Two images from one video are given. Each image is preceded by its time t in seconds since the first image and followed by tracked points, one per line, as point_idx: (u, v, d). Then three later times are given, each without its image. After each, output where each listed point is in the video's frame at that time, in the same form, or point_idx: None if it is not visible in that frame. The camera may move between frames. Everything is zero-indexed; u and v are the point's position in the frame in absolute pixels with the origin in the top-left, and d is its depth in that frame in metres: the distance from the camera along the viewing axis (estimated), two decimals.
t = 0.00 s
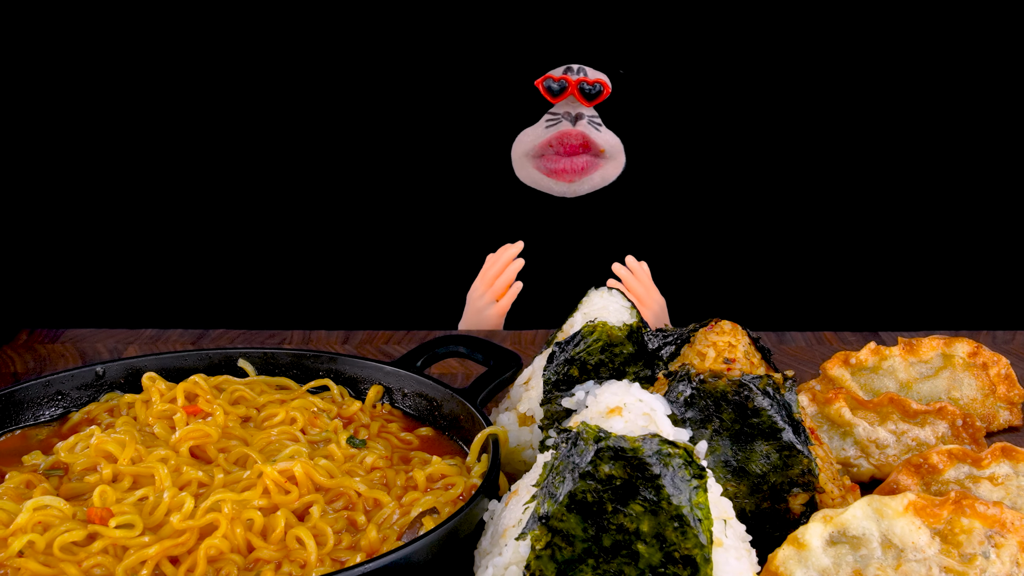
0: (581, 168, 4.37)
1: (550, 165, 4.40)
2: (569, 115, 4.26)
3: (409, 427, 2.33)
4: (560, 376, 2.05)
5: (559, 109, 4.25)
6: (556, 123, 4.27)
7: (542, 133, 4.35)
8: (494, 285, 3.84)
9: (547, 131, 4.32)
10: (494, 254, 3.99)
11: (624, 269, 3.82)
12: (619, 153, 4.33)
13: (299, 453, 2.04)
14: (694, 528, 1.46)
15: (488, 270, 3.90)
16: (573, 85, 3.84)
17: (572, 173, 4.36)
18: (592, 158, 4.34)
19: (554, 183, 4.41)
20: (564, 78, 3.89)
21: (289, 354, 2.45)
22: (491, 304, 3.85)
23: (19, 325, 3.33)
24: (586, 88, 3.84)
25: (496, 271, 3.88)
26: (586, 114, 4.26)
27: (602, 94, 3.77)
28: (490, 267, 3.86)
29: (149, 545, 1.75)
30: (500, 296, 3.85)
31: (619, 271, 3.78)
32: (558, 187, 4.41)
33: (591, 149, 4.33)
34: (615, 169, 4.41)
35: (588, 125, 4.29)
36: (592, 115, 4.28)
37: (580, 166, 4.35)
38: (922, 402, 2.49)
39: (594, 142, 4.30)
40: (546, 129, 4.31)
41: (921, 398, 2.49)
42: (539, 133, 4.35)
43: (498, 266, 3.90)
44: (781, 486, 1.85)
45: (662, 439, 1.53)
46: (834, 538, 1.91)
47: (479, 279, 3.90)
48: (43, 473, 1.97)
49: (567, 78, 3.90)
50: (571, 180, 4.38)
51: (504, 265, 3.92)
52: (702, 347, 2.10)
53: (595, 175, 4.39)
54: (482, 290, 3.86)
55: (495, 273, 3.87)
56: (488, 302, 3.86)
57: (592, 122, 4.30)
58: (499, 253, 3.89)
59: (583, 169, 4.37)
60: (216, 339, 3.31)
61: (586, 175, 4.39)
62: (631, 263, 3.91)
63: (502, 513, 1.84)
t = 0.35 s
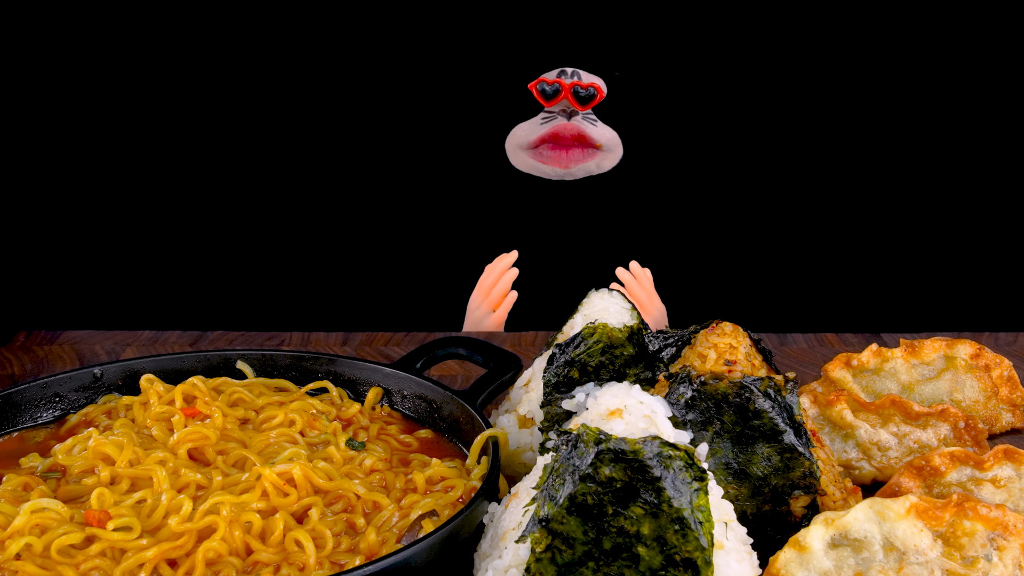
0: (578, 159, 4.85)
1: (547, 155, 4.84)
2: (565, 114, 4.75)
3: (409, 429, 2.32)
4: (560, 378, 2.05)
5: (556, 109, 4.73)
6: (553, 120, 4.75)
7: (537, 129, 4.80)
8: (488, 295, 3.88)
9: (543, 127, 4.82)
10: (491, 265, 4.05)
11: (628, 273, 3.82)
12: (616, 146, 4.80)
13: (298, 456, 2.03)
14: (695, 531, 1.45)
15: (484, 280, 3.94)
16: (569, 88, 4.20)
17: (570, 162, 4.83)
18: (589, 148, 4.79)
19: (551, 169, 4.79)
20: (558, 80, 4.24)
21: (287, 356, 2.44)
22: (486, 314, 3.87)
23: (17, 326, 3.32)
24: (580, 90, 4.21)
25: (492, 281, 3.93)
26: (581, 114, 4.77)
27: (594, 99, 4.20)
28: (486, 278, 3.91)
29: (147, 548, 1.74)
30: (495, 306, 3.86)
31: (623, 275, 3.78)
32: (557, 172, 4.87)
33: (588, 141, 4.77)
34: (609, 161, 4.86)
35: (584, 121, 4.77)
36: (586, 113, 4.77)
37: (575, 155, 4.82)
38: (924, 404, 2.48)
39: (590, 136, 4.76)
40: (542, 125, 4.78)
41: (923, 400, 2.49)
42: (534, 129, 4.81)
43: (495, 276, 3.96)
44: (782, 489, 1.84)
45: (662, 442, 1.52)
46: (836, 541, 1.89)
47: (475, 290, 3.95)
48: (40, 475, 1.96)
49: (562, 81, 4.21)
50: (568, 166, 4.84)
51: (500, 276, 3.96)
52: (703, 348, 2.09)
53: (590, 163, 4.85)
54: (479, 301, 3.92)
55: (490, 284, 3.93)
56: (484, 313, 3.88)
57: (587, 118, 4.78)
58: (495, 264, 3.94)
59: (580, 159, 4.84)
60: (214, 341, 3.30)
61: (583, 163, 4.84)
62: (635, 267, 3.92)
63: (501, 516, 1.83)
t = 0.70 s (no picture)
0: (566, 155, 4.69)
1: (534, 151, 4.74)
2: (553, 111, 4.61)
3: (408, 431, 2.31)
4: (561, 380, 2.04)
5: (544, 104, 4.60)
6: (540, 117, 4.65)
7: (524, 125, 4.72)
8: (490, 286, 3.86)
9: (529, 123, 4.68)
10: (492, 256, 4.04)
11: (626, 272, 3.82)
12: (611, 140, 4.70)
13: (297, 458, 2.02)
14: (696, 533, 1.44)
15: (485, 271, 3.93)
16: (560, 86, 4.19)
17: (556, 157, 4.69)
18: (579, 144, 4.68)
19: (535, 164, 4.72)
20: (550, 79, 4.22)
21: (286, 358, 2.43)
22: (488, 305, 3.85)
23: (13, 328, 3.31)
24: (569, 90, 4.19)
25: (493, 272, 3.91)
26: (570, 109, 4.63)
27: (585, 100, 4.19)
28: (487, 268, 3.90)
29: (145, 551, 1.73)
30: (497, 296, 3.85)
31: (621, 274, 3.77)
32: (541, 169, 4.70)
33: (578, 138, 4.66)
34: (603, 157, 4.73)
35: (574, 118, 4.63)
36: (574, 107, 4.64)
37: (563, 151, 4.68)
38: (926, 406, 2.47)
39: (580, 131, 4.64)
40: (530, 121, 4.70)
41: (926, 402, 2.48)
42: (522, 124, 4.73)
43: (496, 267, 3.95)
44: (783, 491, 1.83)
45: (663, 444, 1.52)
46: (837, 543, 1.88)
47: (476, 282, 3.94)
48: (38, 478, 1.95)
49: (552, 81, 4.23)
50: (552, 160, 4.69)
51: (500, 267, 3.95)
52: (704, 350, 2.08)
53: (580, 159, 4.70)
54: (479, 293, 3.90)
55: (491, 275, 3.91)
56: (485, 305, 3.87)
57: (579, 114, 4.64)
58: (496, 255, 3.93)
59: (568, 156, 4.70)
60: (212, 343, 3.29)
61: (570, 161, 4.70)
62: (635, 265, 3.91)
63: (502, 519, 1.83)
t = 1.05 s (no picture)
0: (538, 206, 4.74)
1: (508, 198, 4.78)
2: (524, 158, 4.64)
3: (408, 433, 2.30)
4: (561, 382, 2.03)
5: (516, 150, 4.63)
6: (512, 166, 4.67)
7: (496, 172, 4.73)
8: (489, 276, 3.83)
9: (502, 171, 4.71)
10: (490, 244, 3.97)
11: (622, 264, 3.77)
12: (582, 188, 4.73)
13: (296, 460, 2.01)
14: (697, 536, 1.43)
15: (483, 262, 3.91)
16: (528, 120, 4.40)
17: (530, 207, 4.73)
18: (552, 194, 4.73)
19: (507, 213, 4.78)
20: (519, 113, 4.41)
21: (285, 359, 2.42)
22: (486, 296, 3.84)
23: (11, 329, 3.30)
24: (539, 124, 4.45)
25: (492, 263, 3.86)
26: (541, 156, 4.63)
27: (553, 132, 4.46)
28: (485, 259, 3.87)
29: (143, 554, 1.72)
30: (495, 287, 3.83)
31: (616, 265, 3.73)
32: (514, 218, 4.77)
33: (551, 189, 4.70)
34: (577, 206, 4.80)
35: (546, 164, 4.64)
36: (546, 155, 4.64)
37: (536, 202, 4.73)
38: (928, 408, 2.46)
39: (551, 181, 4.67)
40: (501, 169, 4.71)
41: (927, 404, 2.47)
42: (494, 170, 4.74)
43: (495, 257, 3.87)
44: (784, 494, 1.82)
45: (664, 446, 1.50)
46: (839, 546, 1.87)
47: (474, 273, 3.92)
48: (36, 480, 1.94)
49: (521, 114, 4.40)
50: (524, 211, 4.75)
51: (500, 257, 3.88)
52: (705, 351, 2.07)
53: (552, 211, 4.75)
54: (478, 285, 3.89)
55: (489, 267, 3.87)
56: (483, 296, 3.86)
57: (551, 159, 4.65)
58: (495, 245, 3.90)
59: (541, 207, 4.75)
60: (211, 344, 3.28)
61: (544, 212, 4.75)
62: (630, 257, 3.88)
63: (502, 521, 1.81)
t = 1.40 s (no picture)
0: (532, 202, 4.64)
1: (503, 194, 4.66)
2: (520, 153, 4.46)
3: (407, 436, 2.29)
4: (561, 384, 2.01)
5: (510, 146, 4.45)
6: (507, 161, 4.50)
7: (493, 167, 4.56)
8: (477, 278, 3.84)
9: (496, 166, 4.54)
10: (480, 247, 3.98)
11: (612, 266, 3.57)
12: (576, 180, 4.56)
13: (295, 462, 2.00)
14: (698, 539, 1.42)
15: (471, 263, 3.89)
16: (524, 124, 4.20)
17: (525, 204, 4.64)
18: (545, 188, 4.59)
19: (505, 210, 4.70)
20: (514, 115, 4.21)
21: (284, 361, 2.41)
22: (474, 298, 3.84)
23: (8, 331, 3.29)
24: (534, 126, 4.21)
25: (480, 265, 3.87)
26: (536, 150, 4.47)
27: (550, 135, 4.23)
28: (473, 261, 3.86)
29: (141, 557, 1.71)
30: (484, 289, 3.83)
31: (606, 268, 3.53)
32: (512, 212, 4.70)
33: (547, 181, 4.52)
34: (573, 195, 4.64)
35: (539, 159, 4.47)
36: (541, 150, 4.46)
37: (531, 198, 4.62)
38: (930, 410, 2.45)
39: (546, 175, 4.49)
40: (499, 164, 4.55)
41: (930, 406, 2.46)
42: (490, 167, 4.57)
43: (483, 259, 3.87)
44: (786, 496, 1.81)
45: (665, 448, 1.49)
46: (841, 549, 1.86)
47: (463, 273, 3.90)
48: (33, 483, 1.93)
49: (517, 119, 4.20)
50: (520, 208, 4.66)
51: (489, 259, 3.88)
52: (706, 353, 2.07)
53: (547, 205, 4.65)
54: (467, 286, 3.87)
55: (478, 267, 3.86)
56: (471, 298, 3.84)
57: (544, 154, 4.49)
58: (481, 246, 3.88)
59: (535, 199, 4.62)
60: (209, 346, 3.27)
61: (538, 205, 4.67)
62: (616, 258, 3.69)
63: (501, 524, 1.80)
